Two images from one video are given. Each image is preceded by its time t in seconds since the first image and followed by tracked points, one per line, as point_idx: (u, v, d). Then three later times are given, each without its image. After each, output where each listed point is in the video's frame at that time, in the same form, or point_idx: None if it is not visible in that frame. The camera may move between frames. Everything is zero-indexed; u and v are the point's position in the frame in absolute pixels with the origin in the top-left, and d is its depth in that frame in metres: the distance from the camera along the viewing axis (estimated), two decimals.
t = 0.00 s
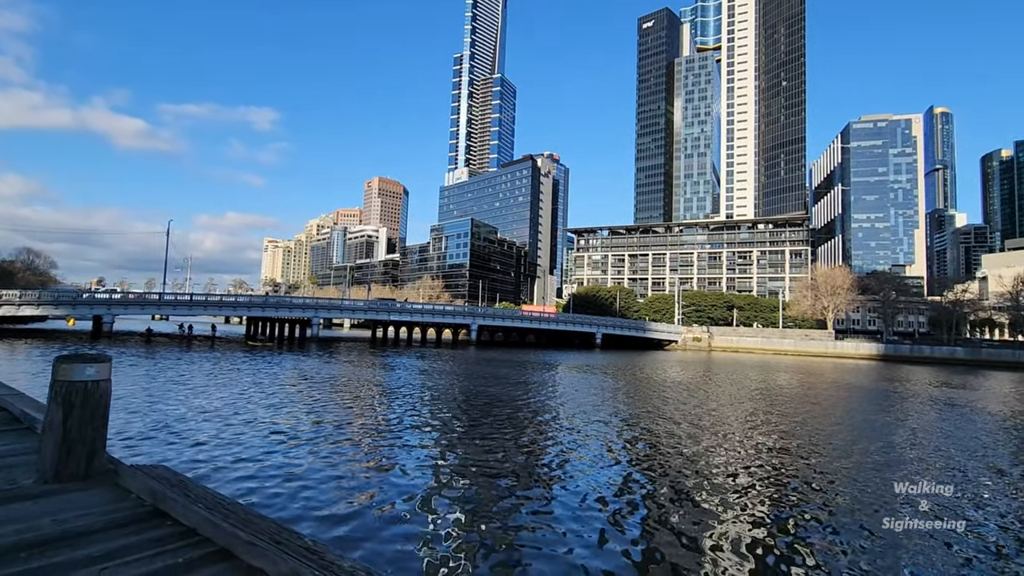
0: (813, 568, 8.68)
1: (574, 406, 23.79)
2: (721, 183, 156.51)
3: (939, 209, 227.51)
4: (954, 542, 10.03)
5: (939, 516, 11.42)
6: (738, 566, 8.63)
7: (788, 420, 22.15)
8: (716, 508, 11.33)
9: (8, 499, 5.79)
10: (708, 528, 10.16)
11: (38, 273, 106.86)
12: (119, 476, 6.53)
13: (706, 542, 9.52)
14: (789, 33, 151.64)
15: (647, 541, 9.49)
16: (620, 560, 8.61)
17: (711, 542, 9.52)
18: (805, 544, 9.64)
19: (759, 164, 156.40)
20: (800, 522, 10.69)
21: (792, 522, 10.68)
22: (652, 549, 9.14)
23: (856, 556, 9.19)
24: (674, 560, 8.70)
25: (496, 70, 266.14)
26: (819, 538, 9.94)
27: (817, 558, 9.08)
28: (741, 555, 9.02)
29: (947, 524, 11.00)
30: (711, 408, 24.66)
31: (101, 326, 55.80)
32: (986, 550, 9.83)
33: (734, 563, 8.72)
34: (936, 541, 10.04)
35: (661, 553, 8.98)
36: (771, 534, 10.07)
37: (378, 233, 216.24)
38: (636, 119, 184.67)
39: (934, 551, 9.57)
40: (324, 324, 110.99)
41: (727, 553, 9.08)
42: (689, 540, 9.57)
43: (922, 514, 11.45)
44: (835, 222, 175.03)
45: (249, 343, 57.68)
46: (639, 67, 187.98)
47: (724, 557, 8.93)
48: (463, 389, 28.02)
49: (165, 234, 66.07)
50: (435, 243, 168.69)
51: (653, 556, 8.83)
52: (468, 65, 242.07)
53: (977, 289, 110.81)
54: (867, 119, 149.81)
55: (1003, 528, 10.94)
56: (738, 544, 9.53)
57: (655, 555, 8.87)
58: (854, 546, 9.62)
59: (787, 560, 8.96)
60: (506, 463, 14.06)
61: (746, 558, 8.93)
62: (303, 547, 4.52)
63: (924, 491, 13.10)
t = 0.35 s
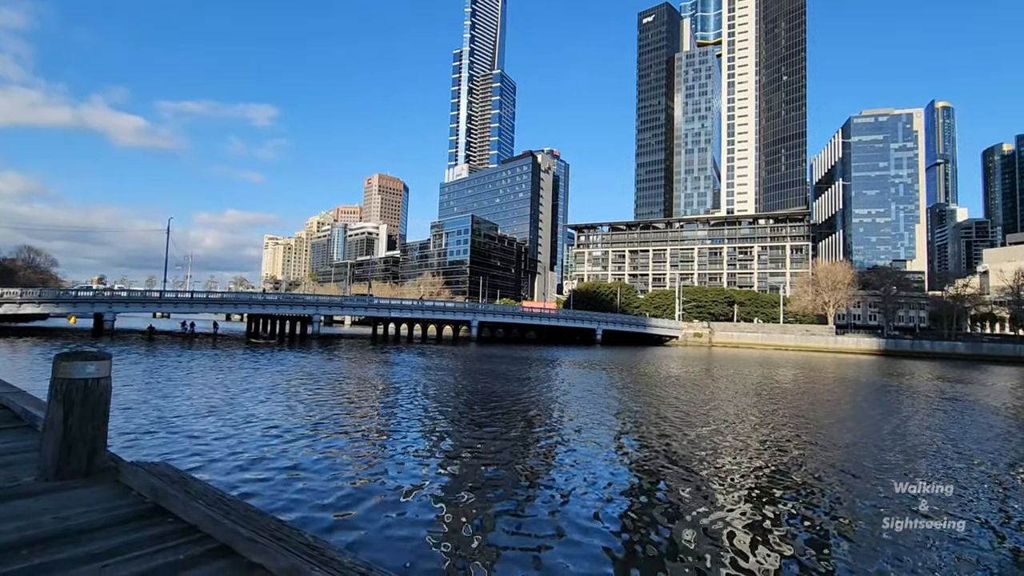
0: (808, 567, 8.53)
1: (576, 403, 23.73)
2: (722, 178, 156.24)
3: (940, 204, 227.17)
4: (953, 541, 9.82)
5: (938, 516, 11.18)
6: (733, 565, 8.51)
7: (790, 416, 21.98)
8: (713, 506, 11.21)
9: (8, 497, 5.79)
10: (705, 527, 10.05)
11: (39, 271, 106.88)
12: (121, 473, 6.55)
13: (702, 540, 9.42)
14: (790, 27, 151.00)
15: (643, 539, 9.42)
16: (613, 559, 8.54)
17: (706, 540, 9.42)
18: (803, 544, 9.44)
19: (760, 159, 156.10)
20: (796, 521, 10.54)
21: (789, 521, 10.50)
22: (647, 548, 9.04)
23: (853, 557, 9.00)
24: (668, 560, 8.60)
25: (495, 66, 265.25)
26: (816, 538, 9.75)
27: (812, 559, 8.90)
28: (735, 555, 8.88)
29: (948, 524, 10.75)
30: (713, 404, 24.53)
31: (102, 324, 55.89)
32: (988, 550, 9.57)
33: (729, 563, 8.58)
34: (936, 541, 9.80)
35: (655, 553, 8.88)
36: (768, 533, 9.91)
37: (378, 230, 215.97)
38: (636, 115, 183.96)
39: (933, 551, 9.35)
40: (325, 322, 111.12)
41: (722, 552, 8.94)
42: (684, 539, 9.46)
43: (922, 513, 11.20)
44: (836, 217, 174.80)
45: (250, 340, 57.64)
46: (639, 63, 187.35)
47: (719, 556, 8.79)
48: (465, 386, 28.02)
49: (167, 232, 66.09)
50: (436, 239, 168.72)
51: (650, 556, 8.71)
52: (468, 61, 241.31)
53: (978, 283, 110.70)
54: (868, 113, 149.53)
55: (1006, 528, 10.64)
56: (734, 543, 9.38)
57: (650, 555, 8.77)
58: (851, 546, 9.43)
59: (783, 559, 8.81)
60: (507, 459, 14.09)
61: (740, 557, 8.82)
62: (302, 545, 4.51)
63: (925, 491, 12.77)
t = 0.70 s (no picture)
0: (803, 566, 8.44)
1: (578, 401, 23.69)
2: (723, 175, 155.98)
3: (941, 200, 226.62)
4: (952, 543, 9.61)
5: (938, 516, 10.96)
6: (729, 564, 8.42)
7: (791, 413, 21.87)
8: (713, 505, 11.06)
9: (12, 496, 5.80)
10: (703, 526, 9.94)
11: (41, 271, 107.01)
12: (123, 472, 6.54)
13: (703, 539, 9.39)
14: (790, 23, 150.49)
15: (642, 537, 9.36)
16: (612, 556, 8.51)
17: (707, 539, 9.35)
18: (800, 544, 9.32)
19: (760, 156, 155.86)
20: (795, 520, 10.43)
21: (790, 521, 10.33)
22: (647, 546, 8.98)
23: (851, 557, 8.81)
24: (665, 558, 8.56)
25: (495, 64, 264.54)
26: (813, 538, 9.63)
27: (810, 558, 8.77)
28: (731, 553, 8.82)
29: (948, 523, 10.56)
30: (714, 401, 24.45)
31: (104, 324, 56.01)
32: (990, 551, 9.39)
33: (725, 562, 8.48)
34: (932, 542, 9.64)
35: (655, 550, 8.83)
36: (765, 532, 9.81)
37: (379, 229, 215.94)
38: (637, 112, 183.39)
39: (930, 553, 9.17)
40: (326, 320, 111.18)
41: (715, 551, 8.89)
42: (683, 538, 9.39)
43: (920, 514, 10.98)
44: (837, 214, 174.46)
45: (252, 340, 57.73)
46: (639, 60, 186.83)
47: (715, 555, 8.70)
48: (468, 384, 27.98)
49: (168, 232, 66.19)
50: (436, 238, 168.97)
51: (648, 553, 8.67)
52: (468, 59, 240.70)
53: (980, 279, 110.42)
54: (869, 110, 149.08)
55: (1008, 529, 10.40)
56: (732, 542, 9.28)
57: (651, 553, 8.72)
58: (847, 546, 9.30)
59: (779, 558, 8.73)
60: (510, 457, 14.15)
61: (735, 555, 8.74)
62: (304, 543, 4.51)
63: (924, 491, 12.49)
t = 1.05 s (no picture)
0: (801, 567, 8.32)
1: (580, 399, 23.63)
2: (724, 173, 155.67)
3: (943, 197, 225.86)
4: (951, 543, 9.47)
5: (940, 516, 10.78)
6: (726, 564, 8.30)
7: (792, 412, 21.83)
8: (713, 505, 10.92)
9: (7, 497, 5.77)
10: (703, 526, 9.83)
11: (43, 271, 107.33)
12: (120, 473, 6.50)
13: (704, 538, 9.28)
14: (792, 21, 150.06)
15: (642, 537, 9.26)
16: (610, 557, 8.43)
17: (708, 540, 9.22)
18: (800, 545, 9.19)
19: (762, 154, 155.63)
20: (798, 519, 10.30)
21: (790, 521, 10.21)
22: (645, 546, 8.89)
23: (850, 558, 8.69)
24: (662, 558, 8.46)
25: (496, 63, 264.02)
26: (814, 538, 9.49)
27: (809, 559, 8.64)
28: (730, 554, 8.70)
29: (950, 524, 10.43)
30: (716, 400, 24.38)
31: (105, 323, 56.19)
32: (990, 550, 9.29)
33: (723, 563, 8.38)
34: (933, 542, 9.47)
35: (654, 550, 8.73)
36: (764, 532, 9.66)
37: (380, 228, 216.00)
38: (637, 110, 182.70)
39: (932, 553, 9.02)
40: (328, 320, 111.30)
41: (713, 551, 8.79)
42: (682, 538, 9.28)
43: (921, 514, 10.81)
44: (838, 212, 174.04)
45: (254, 339, 57.89)
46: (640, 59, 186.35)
47: (713, 556, 8.59)
48: (469, 383, 27.88)
49: (169, 232, 66.28)
50: (438, 237, 169.18)
51: (646, 554, 8.58)
52: (468, 58, 240.21)
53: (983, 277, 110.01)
54: (871, 107, 148.54)
55: (1011, 530, 10.22)
56: (730, 542, 9.16)
57: (650, 554, 8.61)
58: (846, 547, 9.16)
59: (778, 559, 8.62)
60: (510, 457, 14.02)
61: (734, 556, 8.63)
62: (301, 543, 4.48)
63: (925, 491, 12.28)
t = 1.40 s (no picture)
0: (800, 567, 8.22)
1: (580, 400, 23.52)
2: (725, 173, 155.49)
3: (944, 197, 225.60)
4: (953, 544, 9.36)
5: (940, 516, 10.66)
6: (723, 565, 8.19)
7: (792, 412, 21.74)
8: (712, 505, 10.81)
9: None
10: (705, 527, 9.69)
11: (44, 271, 107.39)
12: (105, 474, 6.39)
13: (702, 540, 9.15)
14: (792, 21, 149.97)
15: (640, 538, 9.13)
16: (609, 558, 8.28)
17: (707, 540, 9.10)
18: (800, 545, 9.08)
19: (763, 154, 155.51)
20: (796, 519, 10.20)
21: (789, 522, 10.07)
22: (643, 545, 8.80)
23: (849, 558, 8.57)
24: (660, 558, 8.34)
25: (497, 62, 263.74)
26: (815, 538, 9.36)
27: (809, 558, 8.53)
28: (729, 554, 8.59)
29: (950, 523, 10.30)
30: (716, 400, 24.28)
31: (106, 323, 56.09)
32: (990, 550, 9.18)
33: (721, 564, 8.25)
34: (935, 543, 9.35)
35: (653, 552, 8.60)
36: (764, 532, 9.56)
37: (381, 228, 215.93)
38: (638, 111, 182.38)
39: (934, 553, 8.90)
40: (328, 320, 111.16)
41: (713, 551, 8.67)
42: (682, 539, 9.15)
43: (922, 514, 10.68)
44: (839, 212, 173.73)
45: (254, 339, 57.79)
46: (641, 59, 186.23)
47: (712, 556, 8.48)
48: (470, 384, 27.76)
49: (170, 232, 66.24)
50: (438, 237, 169.01)
51: (644, 555, 8.47)
52: (469, 58, 240.30)
53: (985, 277, 109.60)
54: (872, 107, 148.25)
55: (1012, 529, 10.11)
56: (730, 543, 9.02)
57: (651, 554, 8.47)
58: (845, 545, 9.09)
59: (778, 559, 8.51)
60: (510, 458, 13.84)
61: (731, 555, 8.53)
62: (282, 548, 4.34)
63: (924, 491, 12.17)
